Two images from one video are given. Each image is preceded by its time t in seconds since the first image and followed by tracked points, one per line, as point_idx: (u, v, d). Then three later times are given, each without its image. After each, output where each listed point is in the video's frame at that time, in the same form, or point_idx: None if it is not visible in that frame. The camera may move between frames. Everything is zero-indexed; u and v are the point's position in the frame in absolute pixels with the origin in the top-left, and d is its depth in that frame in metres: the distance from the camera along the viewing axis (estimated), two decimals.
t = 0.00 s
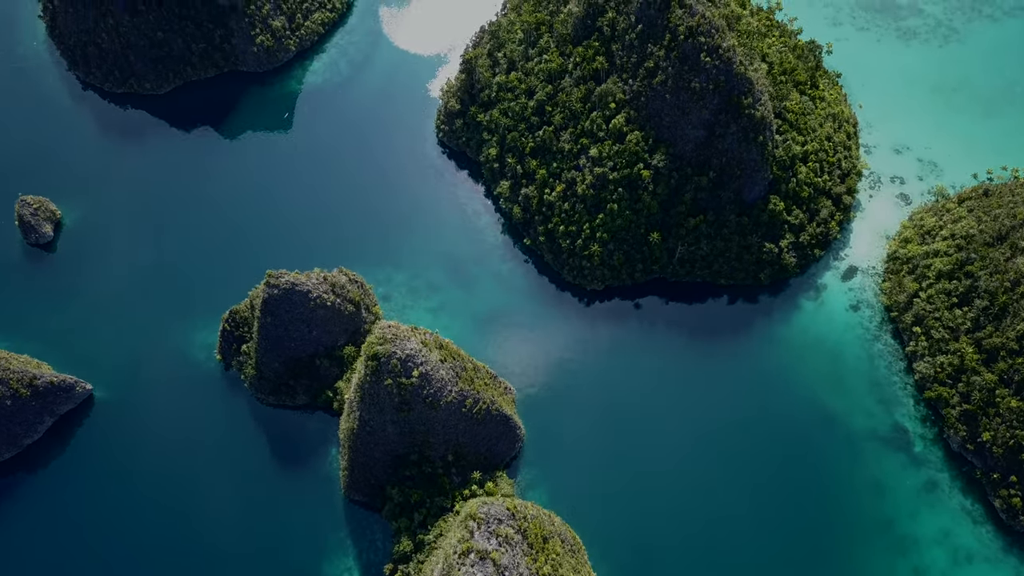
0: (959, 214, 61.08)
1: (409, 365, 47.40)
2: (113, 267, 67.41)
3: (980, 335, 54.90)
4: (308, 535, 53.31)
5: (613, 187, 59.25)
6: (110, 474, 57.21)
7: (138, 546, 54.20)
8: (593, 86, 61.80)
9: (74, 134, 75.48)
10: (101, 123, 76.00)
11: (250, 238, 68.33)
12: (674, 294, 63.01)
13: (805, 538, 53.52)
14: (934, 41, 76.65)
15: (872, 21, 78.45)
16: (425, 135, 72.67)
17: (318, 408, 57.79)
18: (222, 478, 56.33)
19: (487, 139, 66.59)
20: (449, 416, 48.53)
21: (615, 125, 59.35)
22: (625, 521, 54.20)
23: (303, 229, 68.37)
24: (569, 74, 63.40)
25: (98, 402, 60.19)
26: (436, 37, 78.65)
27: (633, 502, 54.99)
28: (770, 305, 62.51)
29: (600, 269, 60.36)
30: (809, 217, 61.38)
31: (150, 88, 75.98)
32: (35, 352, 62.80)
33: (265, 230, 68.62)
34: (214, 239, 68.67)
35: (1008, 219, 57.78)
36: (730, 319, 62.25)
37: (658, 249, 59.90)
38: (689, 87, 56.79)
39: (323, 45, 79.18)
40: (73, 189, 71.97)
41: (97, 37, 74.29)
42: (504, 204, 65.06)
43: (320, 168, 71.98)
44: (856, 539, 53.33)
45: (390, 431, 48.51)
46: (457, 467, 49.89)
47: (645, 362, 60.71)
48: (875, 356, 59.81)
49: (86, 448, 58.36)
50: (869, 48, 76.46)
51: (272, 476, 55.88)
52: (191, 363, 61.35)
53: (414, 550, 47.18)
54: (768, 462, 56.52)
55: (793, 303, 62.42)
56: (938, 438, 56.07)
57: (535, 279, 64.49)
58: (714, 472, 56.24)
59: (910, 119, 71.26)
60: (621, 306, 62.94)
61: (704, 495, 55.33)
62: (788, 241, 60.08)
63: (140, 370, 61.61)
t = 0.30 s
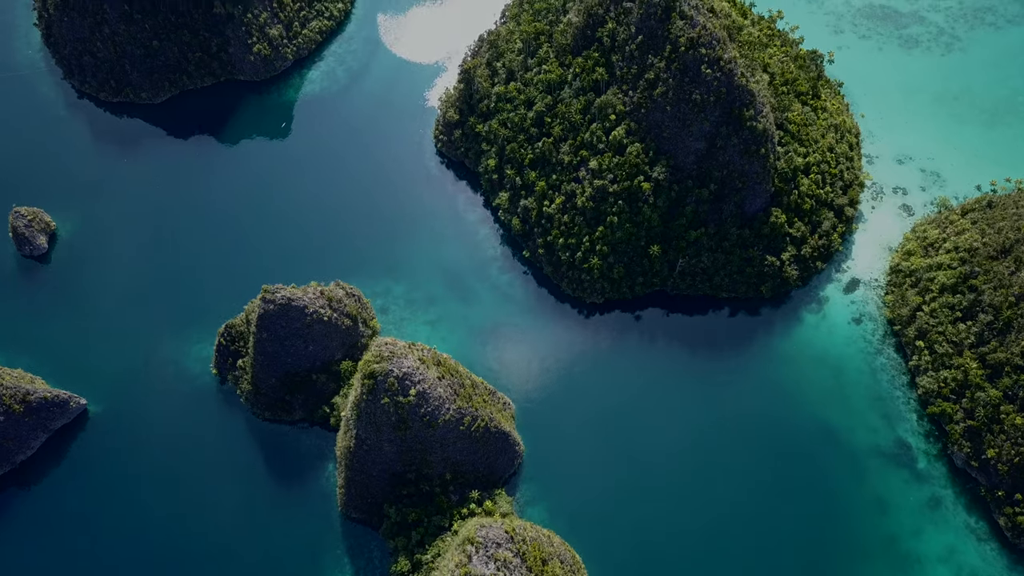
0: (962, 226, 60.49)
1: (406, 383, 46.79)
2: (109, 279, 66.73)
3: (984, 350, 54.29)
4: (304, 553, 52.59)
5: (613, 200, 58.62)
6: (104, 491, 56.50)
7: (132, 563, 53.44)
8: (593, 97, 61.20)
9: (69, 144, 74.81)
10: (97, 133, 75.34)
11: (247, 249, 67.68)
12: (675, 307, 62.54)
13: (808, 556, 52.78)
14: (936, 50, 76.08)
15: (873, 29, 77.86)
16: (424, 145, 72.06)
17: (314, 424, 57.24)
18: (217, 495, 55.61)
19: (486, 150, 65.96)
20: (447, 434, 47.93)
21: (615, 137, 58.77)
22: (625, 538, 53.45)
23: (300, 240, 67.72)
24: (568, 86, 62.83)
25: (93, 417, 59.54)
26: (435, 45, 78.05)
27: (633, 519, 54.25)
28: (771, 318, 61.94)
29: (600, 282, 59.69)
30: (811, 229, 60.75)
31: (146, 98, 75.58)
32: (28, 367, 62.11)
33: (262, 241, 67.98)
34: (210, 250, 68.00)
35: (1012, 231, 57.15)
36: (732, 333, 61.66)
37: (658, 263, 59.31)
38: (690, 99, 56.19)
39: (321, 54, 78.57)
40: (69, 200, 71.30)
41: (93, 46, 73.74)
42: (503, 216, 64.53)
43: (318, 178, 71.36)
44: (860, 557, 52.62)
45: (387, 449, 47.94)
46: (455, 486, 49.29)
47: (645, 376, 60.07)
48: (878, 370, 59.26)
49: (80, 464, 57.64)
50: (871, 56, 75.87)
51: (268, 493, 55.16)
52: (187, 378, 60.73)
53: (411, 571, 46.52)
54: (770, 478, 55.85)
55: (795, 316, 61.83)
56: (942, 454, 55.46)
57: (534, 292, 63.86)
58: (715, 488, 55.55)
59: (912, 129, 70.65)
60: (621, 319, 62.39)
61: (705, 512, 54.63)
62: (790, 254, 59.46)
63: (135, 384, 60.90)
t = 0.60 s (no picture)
0: (966, 238, 59.90)
1: (403, 402, 46.24)
2: (104, 291, 66.11)
3: (988, 365, 53.72)
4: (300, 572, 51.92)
5: (613, 212, 58.07)
6: (98, 507, 55.87)
7: None
8: (593, 109, 60.67)
9: (64, 154, 74.21)
10: (93, 143, 74.73)
11: (244, 261, 67.05)
12: (675, 320, 61.90)
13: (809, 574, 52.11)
14: (938, 58, 75.50)
15: (875, 37, 77.24)
16: (422, 155, 71.42)
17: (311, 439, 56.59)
18: (212, 511, 54.97)
19: (485, 161, 65.33)
20: (444, 453, 47.34)
21: (615, 149, 58.24)
22: (625, 555, 52.80)
23: (297, 252, 67.08)
24: (568, 96, 62.28)
25: (87, 432, 58.95)
26: (433, 53, 77.47)
27: (633, 536, 53.59)
28: (773, 330, 61.35)
29: (600, 295, 59.08)
30: (812, 242, 60.16)
31: (142, 107, 74.88)
32: (21, 380, 61.43)
33: (259, 253, 67.34)
34: (206, 262, 67.34)
35: (1016, 244, 56.58)
36: (733, 346, 61.04)
37: (659, 276, 58.71)
38: (691, 111, 55.67)
39: (319, 62, 77.94)
40: (63, 210, 70.70)
41: (88, 55, 73.17)
42: (502, 227, 63.92)
43: (315, 188, 70.72)
44: None
45: (384, 468, 47.35)
46: (453, 504, 48.67)
47: (645, 390, 59.45)
48: (880, 384, 58.66)
49: (74, 480, 57.03)
50: (873, 65, 75.28)
51: (264, 509, 54.52)
52: (182, 392, 60.11)
53: None
54: (771, 494, 55.21)
55: (797, 329, 61.23)
56: (945, 470, 54.86)
57: (533, 304, 63.19)
58: (716, 504, 54.92)
59: (915, 139, 70.05)
60: (621, 331, 61.76)
61: (706, 528, 53.99)
62: (791, 266, 58.85)
63: (130, 399, 60.28)
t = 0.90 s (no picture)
0: (969, 250, 59.26)
1: (400, 421, 45.62)
2: (99, 303, 65.49)
3: (993, 381, 53.08)
4: None
5: (613, 225, 57.45)
6: (93, 523, 55.26)
7: None
8: (592, 120, 60.13)
9: (60, 165, 73.58)
10: (88, 152, 74.10)
11: (241, 272, 66.43)
12: (676, 333, 61.30)
13: None
14: (941, 66, 74.89)
15: (878, 45, 76.61)
16: (421, 165, 70.81)
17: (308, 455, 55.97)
18: (207, 528, 54.35)
19: (484, 172, 64.64)
20: (442, 472, 46.73)
21: (615, 161, 57.64)
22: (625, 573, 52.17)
23: (294, 263, 66.48)
24: (567, 108, 61.71)
25: (82, 448, 58.32)
26: (432, 62, 76.84)
27: (633, 553, 52.94)
28: (775, 344, 60.72)
29: (600, 308, 58.44)
30: (814, 254, 59.52)
31: (138, 116, 74.29)
32: (15, 395, 60.76)
33: (256, 263, 66.75)
34: (203, 272, 66.75)
35: (1021, 258, 55.95)
36: (734, 359, 60.41)
37: (659, 289, 58.09)
38: (692, 123, 55.07)
39: (316, 70, 77.31)
40: (59, 221, 70.09)
41: (84, 64, 72.54)
42: (501, 239, 63.30)
43: (313, 198, 70.11)
44: None
45: (381, 487, 46.75)
46: (451, 523, 48.05)
47: (646, 404, 58.81)
48: (884, 398, 58.07)
49: (68, 496, 56.40)
50: (875, 73, 74.66)
51: (260, 526, 53.90)
52: (178, 407, 59.49)
53: None
54: (774, 511, 54.54)
55: (799, 343, 60.60)
56: (949, 486, 54.24)
57: (533, 316, 62.52)
58: (718, 520, 54.26)
59: (917, 148, 69.43)
60: (621, 345, 61.10)
61: (707, 546, 53.32)
62: (794, 279, 58.19)
63: (126, 414, 59.67)
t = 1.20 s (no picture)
0: (973, 263, 58.65)
1: (397, 441, 44.97)
2: (94, 316, 64.86)
3: (997, 398, 52.48)
4: None
5: (613, 238, 56.83)
6: (87, 541, 54.59)
7: None
8: (592, 132, 59.58)
9: (55, 175, 72.96)
10: (84, 162, 73.47)
11: (237, 284, 65.81)
12: (676, 347, 60.71)
13: None
14: (944, 75, 74.27)
15: (880, 53, 76.01)
16: (420, 175, 70.21)
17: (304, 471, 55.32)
18: (203, 545, 53.70)
19: (483, 183, 63.98)
20: (440, 491, 46.10)
21: (615, 174, 57.04)
22: None
23: (292, 275, 65.86)
24: (567, 119, 61.14)
25: (76, 464, 57.64)
26: (430, 71, 76.23)
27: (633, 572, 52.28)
28: (776, 358, 60.07)
29: (600, 322, 57.80)
30: (817, 267, 58.85)
31: (134, 126, 73.70)
32: (9, 409, 60.13)
33: (254, 275, 66.15)
34: (200, 284, 66.15)
35: None
36: (736, 373, 59.78)
37: (660, 302, 57.47)
38: (693, 136, 54.51)
39: (314, 79, 76.70)
40: (54, 232, 69.48)
41: (79, 74, 71.95)
42: (500, 251, 62.65)
43: (311, 208, 69.50)
44: None
45: (378, 507, 46.11)
46: (449, 543, 47.43)
47: (647, 419, 58.16)
48: (887, 413, 57.45)
49: (62, 513, 55.73)
50: (877, 82, 74.05)
51: (256, 543, 53.26)
52: (174, 423, 58.82)
53: None
54: (777, 528, 53.83)
55: (801, 357, 59.95)
56: (954, 503, 53.60)
57: (532, 329, 61.88)
58: (719, 537, 53.62)
59: (920, 158, 68.79)
60: (621, 358, 60.46)
61: (708, 563, 52.66)
62: (796, 293, 57.52)
63: (121, 429, 59.01)
